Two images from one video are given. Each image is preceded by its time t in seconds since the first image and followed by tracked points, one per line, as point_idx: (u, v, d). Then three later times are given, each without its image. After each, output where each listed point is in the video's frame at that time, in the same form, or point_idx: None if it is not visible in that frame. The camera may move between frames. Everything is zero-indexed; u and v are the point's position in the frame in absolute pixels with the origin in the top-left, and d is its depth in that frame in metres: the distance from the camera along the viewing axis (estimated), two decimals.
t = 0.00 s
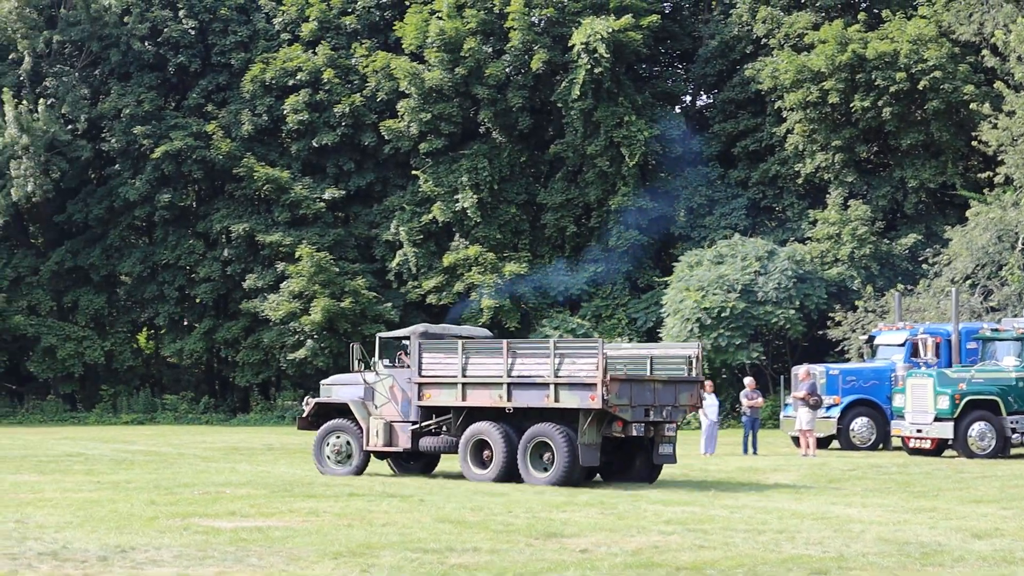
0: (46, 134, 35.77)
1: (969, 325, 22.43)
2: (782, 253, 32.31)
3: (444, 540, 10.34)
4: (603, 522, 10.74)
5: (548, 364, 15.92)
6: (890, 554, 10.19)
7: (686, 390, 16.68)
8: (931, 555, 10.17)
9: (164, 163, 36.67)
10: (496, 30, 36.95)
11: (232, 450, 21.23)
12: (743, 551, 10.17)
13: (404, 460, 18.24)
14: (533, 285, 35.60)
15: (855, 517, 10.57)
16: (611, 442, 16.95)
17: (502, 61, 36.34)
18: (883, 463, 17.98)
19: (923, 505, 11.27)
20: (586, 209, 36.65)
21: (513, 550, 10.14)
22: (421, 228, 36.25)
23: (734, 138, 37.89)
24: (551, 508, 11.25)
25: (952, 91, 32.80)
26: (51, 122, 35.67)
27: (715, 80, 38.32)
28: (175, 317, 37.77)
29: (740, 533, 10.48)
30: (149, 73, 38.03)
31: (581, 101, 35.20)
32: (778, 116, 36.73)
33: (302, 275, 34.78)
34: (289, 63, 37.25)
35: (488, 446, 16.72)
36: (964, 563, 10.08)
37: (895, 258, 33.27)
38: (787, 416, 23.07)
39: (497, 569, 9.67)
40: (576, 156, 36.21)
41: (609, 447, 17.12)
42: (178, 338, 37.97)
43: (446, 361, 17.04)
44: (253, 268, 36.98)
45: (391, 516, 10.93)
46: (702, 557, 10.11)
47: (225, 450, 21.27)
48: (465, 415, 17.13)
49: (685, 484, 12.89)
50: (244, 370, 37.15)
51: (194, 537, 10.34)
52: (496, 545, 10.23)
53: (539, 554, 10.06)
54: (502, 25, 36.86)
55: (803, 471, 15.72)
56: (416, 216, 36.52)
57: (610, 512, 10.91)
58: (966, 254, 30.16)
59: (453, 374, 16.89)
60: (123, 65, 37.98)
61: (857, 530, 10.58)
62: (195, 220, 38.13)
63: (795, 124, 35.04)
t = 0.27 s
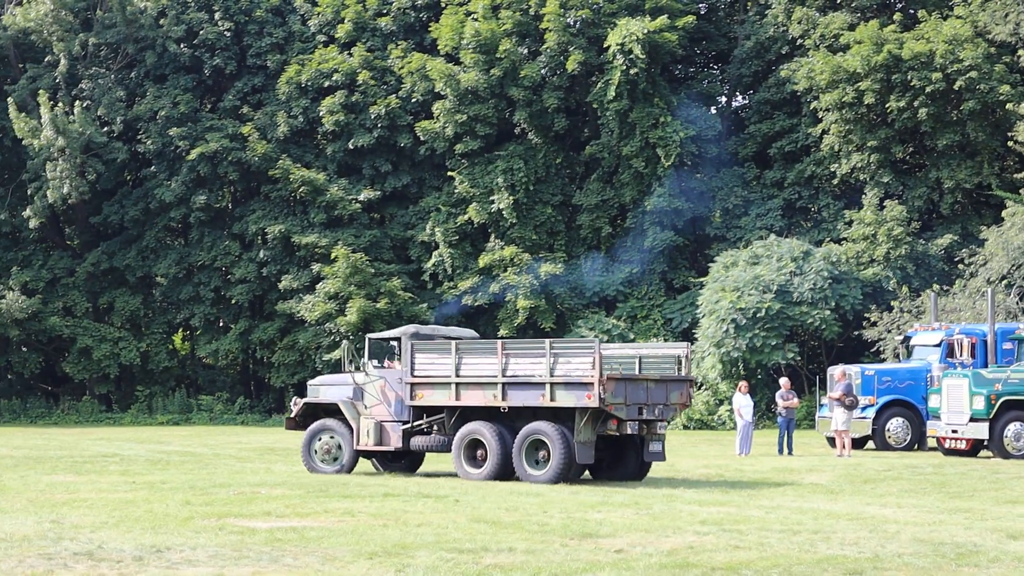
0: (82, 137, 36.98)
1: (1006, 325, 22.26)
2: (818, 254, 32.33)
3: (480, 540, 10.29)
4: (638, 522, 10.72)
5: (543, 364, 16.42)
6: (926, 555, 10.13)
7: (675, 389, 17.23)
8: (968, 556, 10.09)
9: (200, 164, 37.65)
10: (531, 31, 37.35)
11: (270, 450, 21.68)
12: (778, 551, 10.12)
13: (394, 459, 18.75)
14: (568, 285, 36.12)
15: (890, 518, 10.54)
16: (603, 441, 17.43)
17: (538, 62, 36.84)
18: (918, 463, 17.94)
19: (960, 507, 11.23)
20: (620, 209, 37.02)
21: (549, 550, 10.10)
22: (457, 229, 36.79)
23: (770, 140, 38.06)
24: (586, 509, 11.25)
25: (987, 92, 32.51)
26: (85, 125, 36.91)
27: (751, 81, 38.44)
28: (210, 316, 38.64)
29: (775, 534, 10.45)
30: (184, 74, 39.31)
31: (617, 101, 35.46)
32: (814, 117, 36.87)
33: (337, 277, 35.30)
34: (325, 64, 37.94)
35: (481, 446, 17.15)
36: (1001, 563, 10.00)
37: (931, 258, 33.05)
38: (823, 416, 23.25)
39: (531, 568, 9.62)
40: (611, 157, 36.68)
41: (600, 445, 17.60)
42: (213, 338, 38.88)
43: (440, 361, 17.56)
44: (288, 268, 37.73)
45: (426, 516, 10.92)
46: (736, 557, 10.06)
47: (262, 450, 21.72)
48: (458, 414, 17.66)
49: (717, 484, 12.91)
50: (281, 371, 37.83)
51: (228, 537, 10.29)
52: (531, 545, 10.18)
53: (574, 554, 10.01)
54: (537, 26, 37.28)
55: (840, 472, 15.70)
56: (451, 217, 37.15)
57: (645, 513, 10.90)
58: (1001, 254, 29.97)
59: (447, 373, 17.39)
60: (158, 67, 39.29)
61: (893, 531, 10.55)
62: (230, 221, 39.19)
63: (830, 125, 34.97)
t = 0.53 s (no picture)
0: (113, 137, 37.08)
1: None
2: (850, 254, 32.24)
3: (511, 542, 10.26)
4: (669, 525, 10.73)
5: (528, 365, 16.80)
6: (957, 556, 10.09)
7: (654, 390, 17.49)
8: (1000, 558, 10.04)
9: (230, 165, 37.90)
10: (561, 31, 37.73)
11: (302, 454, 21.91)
12: (810, 553, 10.07)
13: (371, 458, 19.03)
14: (599, 287, 36.53)
15: (922, 521, 10.54)
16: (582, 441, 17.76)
17: (568, 63, 36.94)
18: (947, 466, 17.92)
19: (993, 511, 11.21)
20: (652, 210, 37.09)
21: (579, 552, 10.07)
22: (487, 231, 37.08)
23: (800, 140, 38.20)
24: (616, 512, 11.28)
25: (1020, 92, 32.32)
26: (117, 125, 36.99)
27: (781, 81, 38.61)
28: (240, 318, 38.78)
29: (806, 536, 10.44)
30: (215, 75, 39.52)
31: (647, 102, 35.58)
32: (844, 117, 36.91)
33: (366, 278, 35.44)
34: (355, 65, 38.00)
35: (463, 446, 17.37)
36: None
37: (962, 259, 33.32)
38: (853, 419, 22.96)
39: (562, 570, 9.59)
40: (642, 158, 36.78)
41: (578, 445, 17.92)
42: (243, 340, 39.01)
43: (421, 363, 17.82)
44: (318, 269, 37.80)
45: (457, 519, 10.94)
46: (767, 559, 10.02)
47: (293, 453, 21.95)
48: (439, 415, 17.95)
49: (746, 487, 12.92)
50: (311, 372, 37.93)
51: (259, 540, 10.29)
52: (562, 548, 10.15)
53: (605, 556, 9.98)
54: (567, 27, 37.65)
55: (872, 475, 15.69)
56: (481, 218, 37.39)
57: (676, 516, 10.91)
58: None
59: (429, 375, 17.66)
60: (190, 68, 39.54)
61: (925, 533, 10.55)
62: (261, 223, 39.16)
63: (862, 125, 34.93)
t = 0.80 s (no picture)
0: (125, 137, 37.07)
1: None
2: (862, 256, 32.24)
3: (522, 544, 10.25)
4: (680, 526, 10.74)
5: (503, 367, 17.04)
6: (969, 558, 10.07)
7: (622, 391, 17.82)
8: (1012, 560, 10.02)
9: (243, 166, 38.06)
10: (573, 32, 37.90)
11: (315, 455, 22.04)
12: (822, 555, 10.05)
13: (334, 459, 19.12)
14: (610, 288, 36.68)
15: (933, 523, 10.55)
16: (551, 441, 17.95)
17: (579, 64, 37.06)
18: (959, 468, 17.91)
19: (1005, 512, 11.20)
20: (664, 211, 37.12)
21: (591, 554, 10.04)
22: (499, 231, 37.21)
23: (812, 141, 38.22)
24: (627, 513, 11.28)
25: None
26: (130, 125, 37.00)
27: (792, 83, 38.75)
28: (252, 318, 38.79)
29: (818, 538, 10.43)
30: (228, 76, 39.62)
31: (659, 103, 35.75)
32: (857, 118, 36.90)
33: (379, 278, 35.60)
34: (368, 66, 38.05)
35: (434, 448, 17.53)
36: None
37: (974, 260, 33.31)
38: (864, 420, 22.87)
39: (573, 571, 9.56)
40: (654, 158, 36.91)
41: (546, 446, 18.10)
42: (256, 340, 39.04)
43: (394, 364, 18.05)
44: (331, 270, 37.89)
45: (468, 520, 10.96)
46: (778, 561, 9.99)
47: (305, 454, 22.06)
48: (412, 416, 18.18)
49: (756, 489, 12.95)
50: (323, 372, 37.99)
51: (270, 540, 10.29)
52: (573, 549, 10.13)
53: (616, 558, 9.96)
54: (578, 28, 37.79)
55: (884, 476, 15.71)
56: (493, 218, 37.52)
57: (687, 517, 10.93)
58: None
59: (401, 377, 17.88)
60: (202, 69, 39.61)
61: (936, 535, 10.56)
62: (273, 223, 39.43)
63: (874, 126, 34.90)
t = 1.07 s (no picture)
0: (136, 138, 37.26)
1: None
2: (873, 259, 32.24)
3: (532, 546, 10.25)
4: (690, 529, 10.75)
5: (472, 370, 17.53)
6: (980, 563, 10.07)
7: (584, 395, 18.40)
8: None
9: (253, 167, 38.17)
10: (584, 35, 37.71)
11: (325, 458, 22.17)
12: (832, 559, 10.03)
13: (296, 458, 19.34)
14: (620, 291, 36.81)
15: (943, 527, 10.54)
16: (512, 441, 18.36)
17: (591, 67, 37.14)
18: (968, 472, 17.93)
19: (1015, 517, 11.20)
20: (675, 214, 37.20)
21: (602, 557, 10.02)
22: (509, 233, 37.61)
23: (823, 145, 38.34)
24: (637, 516, 11.29)
25: None
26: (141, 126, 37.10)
27: (804, 86, 38.87)
28: (262, 320, 38.84)
29: (828, 542, 10.44)
30: (238, 77, 39.74)
31: (670, 106, 36.07)
32: (868, 122, 37.02)
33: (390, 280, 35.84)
34: (379, 68, 38.28)
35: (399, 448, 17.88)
36: None
37: (984, 265, 33.42)
38: (875, 424, 22.89)
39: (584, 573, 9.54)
40: (665, 161, 37.13)
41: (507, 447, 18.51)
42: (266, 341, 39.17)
43: (359, 366, 18.30)
44: (340, 272, 38.01)
45: (478, 522, 10.98)
46: (789, 565, 9.97)
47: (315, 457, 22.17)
48: (377, 417, 18.45)
49: (765, 492, 13.00)
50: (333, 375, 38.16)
51: (281, 542, 10.30)
52: (584, 552, 10.12)
53: (627, 561, 9.94)
54: (590, 31, 37.72)
55: (893, 480, 15.76)
56: (504, 221, 37.86)
57: (697, 520, 10.95)
58: None
59: (367, 378, 18.15)
60: (213, 70, 39.78)
61: (946, 539, 10.57)
62: (283, 224, 39.48)
63: (885, 129, 34.99)
